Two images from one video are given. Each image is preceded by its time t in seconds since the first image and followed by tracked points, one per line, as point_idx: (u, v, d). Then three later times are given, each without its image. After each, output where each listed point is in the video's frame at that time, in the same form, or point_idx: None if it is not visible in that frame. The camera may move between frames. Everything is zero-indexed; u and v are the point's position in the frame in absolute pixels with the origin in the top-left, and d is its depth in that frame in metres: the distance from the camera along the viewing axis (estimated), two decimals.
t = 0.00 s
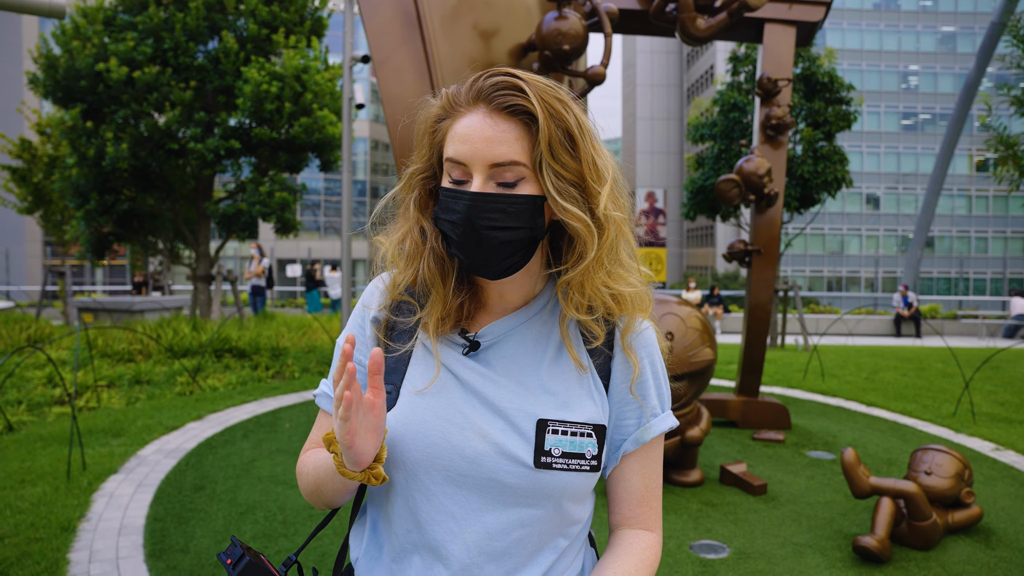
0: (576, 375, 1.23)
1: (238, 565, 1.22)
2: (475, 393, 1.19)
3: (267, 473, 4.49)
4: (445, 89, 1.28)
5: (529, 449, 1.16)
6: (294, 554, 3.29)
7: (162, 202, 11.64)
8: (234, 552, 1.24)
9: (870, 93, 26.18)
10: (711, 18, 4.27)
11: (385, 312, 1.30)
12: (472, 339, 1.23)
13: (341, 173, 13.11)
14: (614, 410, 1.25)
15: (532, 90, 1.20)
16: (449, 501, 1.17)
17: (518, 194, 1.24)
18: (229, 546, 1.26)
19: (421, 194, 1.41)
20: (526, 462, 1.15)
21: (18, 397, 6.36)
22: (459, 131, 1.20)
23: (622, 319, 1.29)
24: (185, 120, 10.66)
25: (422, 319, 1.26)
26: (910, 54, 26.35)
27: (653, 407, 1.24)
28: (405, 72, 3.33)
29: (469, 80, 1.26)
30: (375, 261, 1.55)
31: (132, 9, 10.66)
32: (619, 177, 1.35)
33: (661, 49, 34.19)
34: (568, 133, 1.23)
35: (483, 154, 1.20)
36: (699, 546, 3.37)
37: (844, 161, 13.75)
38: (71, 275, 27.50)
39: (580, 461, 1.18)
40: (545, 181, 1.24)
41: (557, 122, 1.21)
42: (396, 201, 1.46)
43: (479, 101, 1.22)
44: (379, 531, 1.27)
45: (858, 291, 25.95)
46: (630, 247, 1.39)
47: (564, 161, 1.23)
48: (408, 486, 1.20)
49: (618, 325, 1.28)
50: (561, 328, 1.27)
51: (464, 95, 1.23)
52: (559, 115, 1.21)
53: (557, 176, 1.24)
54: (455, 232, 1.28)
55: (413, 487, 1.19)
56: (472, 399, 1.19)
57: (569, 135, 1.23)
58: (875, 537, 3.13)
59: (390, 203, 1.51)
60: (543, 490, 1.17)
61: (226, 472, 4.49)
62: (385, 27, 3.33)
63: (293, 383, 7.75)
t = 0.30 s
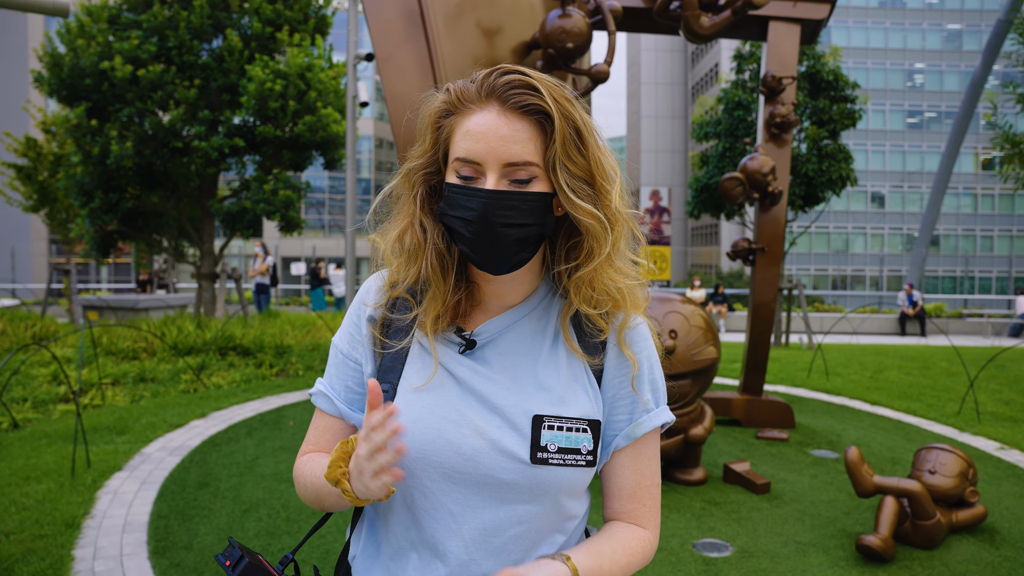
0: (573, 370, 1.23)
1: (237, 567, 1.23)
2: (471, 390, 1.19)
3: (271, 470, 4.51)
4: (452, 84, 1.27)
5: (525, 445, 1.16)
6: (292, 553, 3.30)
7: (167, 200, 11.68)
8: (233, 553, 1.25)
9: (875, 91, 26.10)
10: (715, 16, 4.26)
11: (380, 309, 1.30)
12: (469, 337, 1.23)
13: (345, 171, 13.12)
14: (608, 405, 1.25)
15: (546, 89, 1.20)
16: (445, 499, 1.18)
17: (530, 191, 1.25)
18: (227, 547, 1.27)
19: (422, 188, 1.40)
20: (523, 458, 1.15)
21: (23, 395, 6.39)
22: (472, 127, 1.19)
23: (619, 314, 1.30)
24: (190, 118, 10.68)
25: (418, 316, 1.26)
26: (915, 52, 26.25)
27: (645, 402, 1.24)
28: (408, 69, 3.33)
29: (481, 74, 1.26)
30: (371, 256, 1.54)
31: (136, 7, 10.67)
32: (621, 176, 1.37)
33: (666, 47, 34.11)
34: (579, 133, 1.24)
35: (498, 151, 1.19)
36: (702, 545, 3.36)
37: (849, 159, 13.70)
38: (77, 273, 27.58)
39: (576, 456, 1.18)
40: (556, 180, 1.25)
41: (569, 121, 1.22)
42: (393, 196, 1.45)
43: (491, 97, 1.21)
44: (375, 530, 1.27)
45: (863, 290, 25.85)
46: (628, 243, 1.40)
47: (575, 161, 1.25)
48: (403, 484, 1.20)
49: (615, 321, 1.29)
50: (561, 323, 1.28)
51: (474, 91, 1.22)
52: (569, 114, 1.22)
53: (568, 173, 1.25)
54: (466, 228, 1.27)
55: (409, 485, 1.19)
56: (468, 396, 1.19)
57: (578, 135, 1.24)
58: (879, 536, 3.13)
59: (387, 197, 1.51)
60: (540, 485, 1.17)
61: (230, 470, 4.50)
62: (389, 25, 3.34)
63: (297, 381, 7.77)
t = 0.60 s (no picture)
0: (565, 366, 1.23)
1: (239, 568, 1.24)
2: (465, 387, 1.19)
3: (273, 468, 4.51)
4: (452, 79, 1.27)
5: (519, 440, 1.16)
6: (287, 552, 3.31)
7: (171, 198, 11.69)
8: (234, 555, 1.26)
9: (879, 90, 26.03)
10: (719, 15, 4.24)
11: (375, 306, 1.30)
12: (463, 335, 1.24)
13: (349, 170, 13.13)
14: (600, 400, 1.25)
15: (546, 86, 1.21)
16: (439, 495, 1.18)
17: (528, 185, 1.25)
18: (226, 550, 1.28)
19: (419, 183, 1.40)
20: (516, 453, 1.15)
21: (27, 392, 6.41)
22: (472, 122, 1.19)
23: (613, 310, 1.30)
24: (194, 117, 10.70)
25: (411, 314, 1.27)
26: (920, 51, 26.17)
27: (637, 397, 1.24)
28: (411, 67, 3.33)
29: (480, 70, 1.26)
30: (365, 252, 1.55)
31: (141, 5, 10.69)
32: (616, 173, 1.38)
33: (670, 45, 34.04)
34: (576, 130, 1.25)
35: (499, 146, 1.20)
36: (705, 544, 3.36)
37: (853, 159, 13.66)
38: (81, 271, 27.64)
39: (570, 451, 1.18)
40: (554, 175, 1.26)
41: (568, 119, 1.23)
42: (387, 191, 1.45)
43: (491, 93, 1.22)
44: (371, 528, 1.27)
45: (867, 289, 25.76)
46: (620, 240, 1.41)
47: (573, 156, 1.26)
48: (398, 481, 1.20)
49: (607, 318, 1.29)
50: (553, 317, 1.28)
51: (474, 86, 1.22)
52: (568, 111, 1.23)
53: (566, 168, 1.26)
54: (464, 223, 1.26)
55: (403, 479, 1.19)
56: (462, 392, 1.19)
57: (576, 133, 1.25)
58: (882, 536, 3.12)
59: (382, 192, 1.51)
60: (535, 481, 1.17)
61: (233, 468, 4.51)
62: (392, 24, 3.35)
63: (300, 379, 7.79)
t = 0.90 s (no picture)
0: (558, 358, 1.23)
1: (235, 565, 1.25)
2: (458, 381, 1.19)
3: (276, 465, 4.52)
4: (430, 79, 1.27)
5: (512, 433, 1.16)
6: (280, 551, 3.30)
7: (173, 195, 11.69)
8: (229, 552, 1.26)
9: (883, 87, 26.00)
10: (723, 12, 4.24)
11: (366, 305, 1.30)
12: (454, 330, 1.24)
13: (352, 166, 13.13)
14: (594, 393, 1.25)
15: (523, 80, 1.21)
16: (434, 489, 1.19)
17: (514, 179, 1.25)
18: (222, 547, 1.28)
19: (405, 183, 1.41)
20: (510, 446, 1.16)
21: (31, 389, 6.44)
22: (453, 121, 1.20)
23: (604, 300, 1.32)
24: (197, 113, 10.71)
25: (404, 311, 1.27)
26: (924, 49, 26.14)
27: (631, 389, 1.25)
28: (415, 63, 3.33)
29: (458, 68, 1.26)
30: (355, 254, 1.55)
31: (143, 1, 10.66)
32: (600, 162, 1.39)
33: (673, 43, 33.98)
34: (557, 121, 1.25)
35: (481, 142, 1.20)
36: (708, 541, 3.36)
37: (857, 156, 13.62)
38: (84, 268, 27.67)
39: (563, 444, 1.18)
40: (538, 169, 1.26)
41: (547, 111, 1.23)
42: (375, 194, 1.46)
43: (470, 91, 1.22)
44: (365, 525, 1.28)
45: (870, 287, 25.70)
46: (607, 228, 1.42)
47: (555, 148, 1.26)
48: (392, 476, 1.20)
49: (599, 308, 1.30)
50: (546, 309, 1.29)
51: (453, 84, 1.22)
52: (547, 102, 1.23)
53: (549, 160, 1.26)
54: (453, 221, 1.27)
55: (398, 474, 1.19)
56: (455, 387, 1.19)
57: (557, 124, 1.25)
58: (885, 534, 3.12)
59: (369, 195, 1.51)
60: (529, 474, 1.17)
61: (235, 464, 4.52)
62: (396, 20, 3.36)
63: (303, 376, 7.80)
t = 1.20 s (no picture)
0: (555, 356, 1.23)
1: (230, 552, 1.24)
2: (454, 378, 1.19)
3: (277, 463, 4.52)
4: (418, 85, 1.26)
5: (508, 429, 1.16)
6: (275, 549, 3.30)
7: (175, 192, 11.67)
8: (225, 539, 1.26)
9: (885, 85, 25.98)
10: (726, 10, 4.23)
11: (363, 306, 1.30)
12: (451, 327, 1.24)
13: (354, 164, 13.14)
14: (591, 392, 1.25)
15: (508, 83, 1.19)
16: (431, 485, 1.18)
17: (503, 183, 1.25)
18: (218, 535, 1.27)
19: (398, 189, 1.40)
20: (505, 442, 1.15)
21: (32, 386, 6.44)
22: (440, 128, 1.19)
23: (600, 299, 1.31)
24: (198, 110, 10.72)
25: (400, 311, 1.27)
26: (926, 47, 26.14)
27: (628, 389, 1.24)
28: (417, 60, 3.32)
29: (444, 73, 1.25)
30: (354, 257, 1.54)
31: None
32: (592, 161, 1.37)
33: (675, 41, 33.93)
34: (544, 121, 1.23)
35: (469, 148, 1.19)
36: (710, 539, 3.36)
37: (859, 154, 13.59)
38: (86, 266, 27.68)
39: (559, 440, 1.18)
40: (528, 171, 1.25)
41: (534, 112, 1.22)
42: (369, 200, 1.45)
43: (456, 96, 1.21)
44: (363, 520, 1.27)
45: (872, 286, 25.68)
46: (602, 226, 1.41)
47: (544, 149, 1.25)
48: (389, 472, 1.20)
49: (595, 306, 1.30)
50: (542, 308, 1.29)
51: (439, 90, 1.21)
52: (533, 104, 1.21)
53: (538, 163, 1.25)
54: (445, 226, 1.27)
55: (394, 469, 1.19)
56: (451, 383, 1.19)
57: (544, 125, 1.24)
58: (887, 533, 3.12)
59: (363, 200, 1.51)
60: (524, 470, 1.17)
61: (237, 462, 4.52)
62: (398, 17, 3.35)
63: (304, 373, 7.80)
